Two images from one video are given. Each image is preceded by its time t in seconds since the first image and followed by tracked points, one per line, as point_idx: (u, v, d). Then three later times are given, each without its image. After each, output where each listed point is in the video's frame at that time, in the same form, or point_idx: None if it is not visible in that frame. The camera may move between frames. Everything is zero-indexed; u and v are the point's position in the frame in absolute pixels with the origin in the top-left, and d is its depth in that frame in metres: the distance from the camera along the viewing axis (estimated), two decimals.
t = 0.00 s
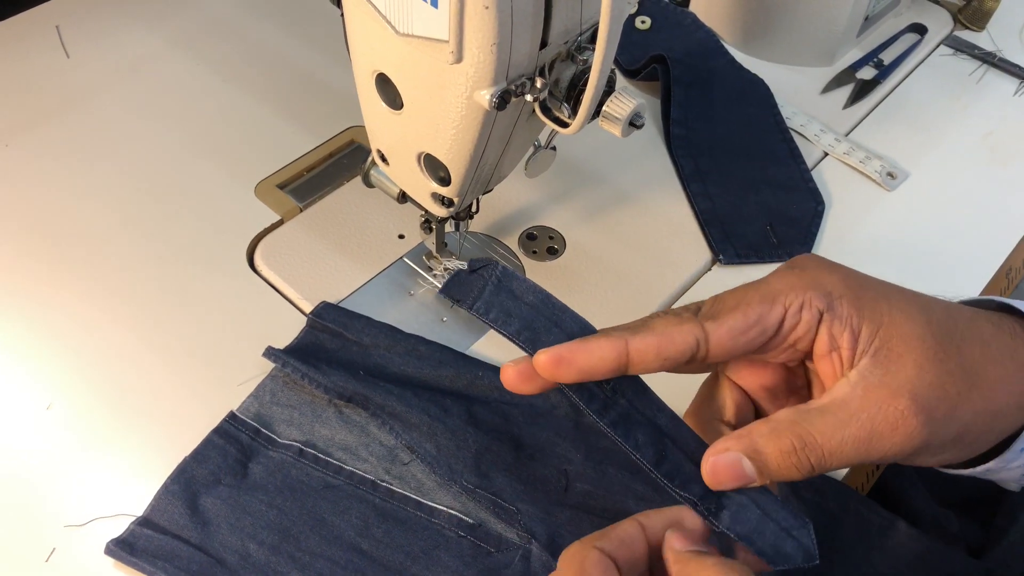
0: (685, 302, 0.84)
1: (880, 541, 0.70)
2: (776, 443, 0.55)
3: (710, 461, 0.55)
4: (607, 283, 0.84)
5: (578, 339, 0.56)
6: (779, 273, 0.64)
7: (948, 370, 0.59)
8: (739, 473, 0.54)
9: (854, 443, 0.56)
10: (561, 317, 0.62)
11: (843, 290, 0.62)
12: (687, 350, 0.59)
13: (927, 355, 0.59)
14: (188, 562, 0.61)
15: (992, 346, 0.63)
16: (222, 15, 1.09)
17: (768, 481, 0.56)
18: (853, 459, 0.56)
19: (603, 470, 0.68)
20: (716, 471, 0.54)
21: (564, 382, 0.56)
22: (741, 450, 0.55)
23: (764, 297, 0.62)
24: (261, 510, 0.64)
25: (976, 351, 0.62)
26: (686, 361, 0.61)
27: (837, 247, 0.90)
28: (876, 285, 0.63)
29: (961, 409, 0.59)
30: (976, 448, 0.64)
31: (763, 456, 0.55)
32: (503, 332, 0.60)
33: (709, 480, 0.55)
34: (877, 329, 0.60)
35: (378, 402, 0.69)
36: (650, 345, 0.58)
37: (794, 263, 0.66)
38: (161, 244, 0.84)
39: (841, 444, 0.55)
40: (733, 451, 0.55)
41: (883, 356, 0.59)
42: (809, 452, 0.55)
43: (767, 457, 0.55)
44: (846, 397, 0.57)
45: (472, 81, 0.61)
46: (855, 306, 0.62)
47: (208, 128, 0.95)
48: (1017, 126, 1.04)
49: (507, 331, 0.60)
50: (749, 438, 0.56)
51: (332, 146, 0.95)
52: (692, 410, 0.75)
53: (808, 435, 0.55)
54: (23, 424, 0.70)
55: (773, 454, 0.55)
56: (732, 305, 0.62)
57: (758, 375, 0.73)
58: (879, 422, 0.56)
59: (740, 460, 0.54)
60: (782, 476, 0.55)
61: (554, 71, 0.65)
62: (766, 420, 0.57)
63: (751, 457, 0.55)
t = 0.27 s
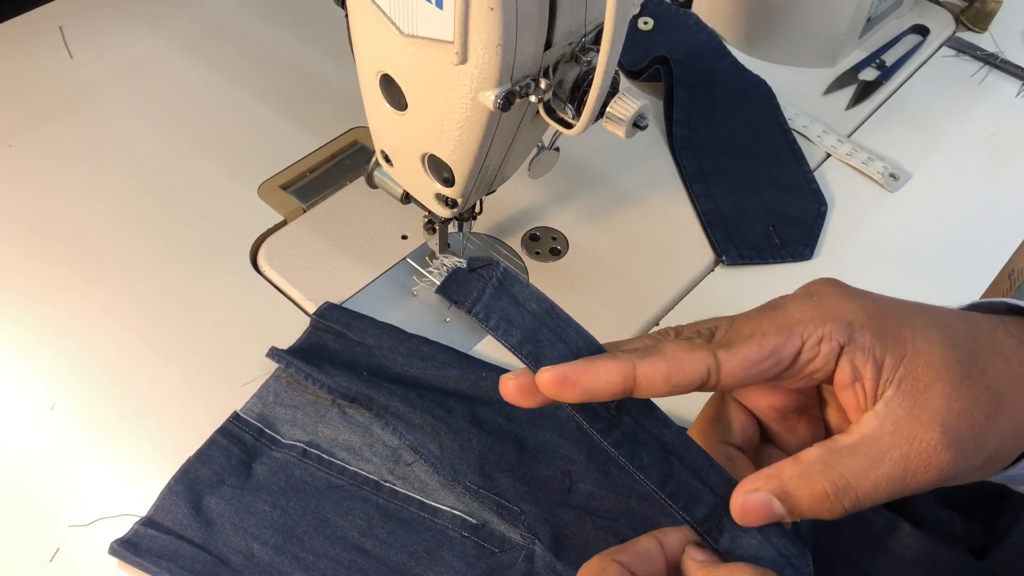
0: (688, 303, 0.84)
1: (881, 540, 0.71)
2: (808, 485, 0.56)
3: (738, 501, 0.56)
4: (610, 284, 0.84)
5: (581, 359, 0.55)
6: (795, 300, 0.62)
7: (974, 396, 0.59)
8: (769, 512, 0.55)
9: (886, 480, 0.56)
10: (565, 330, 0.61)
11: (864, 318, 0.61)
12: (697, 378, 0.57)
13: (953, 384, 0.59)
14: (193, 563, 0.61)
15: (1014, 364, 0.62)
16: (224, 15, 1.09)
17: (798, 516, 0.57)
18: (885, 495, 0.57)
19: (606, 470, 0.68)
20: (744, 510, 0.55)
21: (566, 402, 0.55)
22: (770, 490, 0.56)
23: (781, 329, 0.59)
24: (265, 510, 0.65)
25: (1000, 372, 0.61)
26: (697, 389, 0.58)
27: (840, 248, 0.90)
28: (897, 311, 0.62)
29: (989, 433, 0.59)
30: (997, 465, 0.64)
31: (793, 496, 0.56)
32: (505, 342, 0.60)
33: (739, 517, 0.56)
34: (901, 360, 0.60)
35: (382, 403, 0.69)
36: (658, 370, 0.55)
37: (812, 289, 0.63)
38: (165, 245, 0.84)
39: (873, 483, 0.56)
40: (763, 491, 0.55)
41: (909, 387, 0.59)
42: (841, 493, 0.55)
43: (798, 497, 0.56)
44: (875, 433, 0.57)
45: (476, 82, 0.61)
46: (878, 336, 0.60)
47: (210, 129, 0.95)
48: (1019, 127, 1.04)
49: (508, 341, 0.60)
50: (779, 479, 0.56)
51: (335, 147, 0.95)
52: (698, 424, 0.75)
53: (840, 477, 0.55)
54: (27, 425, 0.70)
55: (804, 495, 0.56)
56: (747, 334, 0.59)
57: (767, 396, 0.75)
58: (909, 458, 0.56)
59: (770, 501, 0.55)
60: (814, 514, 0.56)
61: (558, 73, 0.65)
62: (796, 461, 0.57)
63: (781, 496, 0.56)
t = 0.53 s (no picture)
0: (689, 303, 0.84)
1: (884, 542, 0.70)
2: (825, 493, 0.55)
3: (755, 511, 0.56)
4: (611, 285, 0.85)
5: (579, 354, 0.57)
6: (793, 303, 0.63)
7: (983, 392, 0.59)
8: (785, 521, 0.56)
9: (906, 485, 0.55)
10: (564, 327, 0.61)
11: (864, 321, 0.62)
12: (694, 376, 0.58)
13: (961, 382, 0.59)
14: (193, 563, 0.61)
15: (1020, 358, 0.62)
16: (225, 16, 1.09)
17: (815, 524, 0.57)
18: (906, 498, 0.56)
19: (607, 471, 0.67)
20: (762, 520, 0.56)
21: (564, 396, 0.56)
22: (789, 501, 0.56)
23: (780, 330, 0.60)
24: (266, 510, 0.65)
25: (1005, 367, 0.61)
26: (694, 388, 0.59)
27: (841, 248, 0.90)
28: (896, 312, 0.63)
29: (1004, 430, 0.59)
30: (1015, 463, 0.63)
31: (811, 505, 0.56)
32: (503, 338, 0.61)
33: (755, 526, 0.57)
34: (904, 360, 0.60)
35: (383, 403, 0.69)
36: (655, 366, 0.56)
37: (809, 293, 0.64)
38: (165, 245, 0.84)
39: (892, 488, 0.55)
40: (782, 502, 0.56)
41: (917, 387, 0.58)
42: (861, 500, 0.55)
43: (815, 505, 0.56)
44: (890, 437, 0.57)
45: (477, 83, 0.61)
46: (878, 337, 0.61)
47: (211, 129, 0.95)
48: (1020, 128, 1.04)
49: (505, 337, 0.61)
50: (796, 488, 0.56)
51: (335, 147, 0.95)
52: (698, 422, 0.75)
53: (859, 484, 0.55)
54: (27, 426, 0.70)
55: (821, 503, 0.56)
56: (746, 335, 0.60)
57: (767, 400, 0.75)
58: (927, 460, 0.56)
59: (791, 512, 0.56)
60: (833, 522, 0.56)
61: (559, 73, 0.65)
62: (811, 470, 0.57)
63: (797, 505, 0.56)
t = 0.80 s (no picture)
0: (688, 304, 0.84)
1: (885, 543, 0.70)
2: (832, 504, 0.55)
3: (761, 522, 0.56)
4: (610, 285, 0.84)
5: (578, 357, 0.55)
6: (794, 308, 0.62)
7: (986, 397, 0.59)
8: (793, 532, 0.55)
9: (910, 492, 0.56)
10: (563, 332, 0.61)
11: (866, 326, 0.61)
12: (694, 380, 0.56)
13: (963, 387, 0.59)
14: (191, 564, 0.61)
15: (1022, 360, 0.62)
16: (224, 16, 1.09)
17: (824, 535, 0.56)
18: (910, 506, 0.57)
19: (606, 472, 0.66)
20: (768, 530, 0.56)
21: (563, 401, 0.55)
22: (793, 511, 0.56)
23: (781, 335, 0.60)
24: (264, 511, 0.64)
25: (1007, 370, 0.61)
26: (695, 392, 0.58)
27: (840, 248, 0.90)
28: (899, 317, 0.62)
29: (1008, 434, 0.59)
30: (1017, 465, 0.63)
31: (817, 514, 0.56)
32: (503, 343, 0.60)
33: (763, 538, 0.56)
34: (906, 366, 0.60)
35: (381, 404, 0.69)
36: (655, 369, 0.55)
37: (811, 298, 0.64)
38: (164, 245, 0.84)
39: (896, 496, 0.55)
40: (786, 512, 0.56)
41: (920, 394, 0.58)
42: (866, 509, 0.55)
43: (820, 513, 0.56)
44: (894, 444, 0.57)
45: (475, 82, 0.61)
46: (881, 343, 0.60)
47: (210, 129, 0.95)
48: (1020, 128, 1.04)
49: (505, 342, 0.60)
50: (802, 498, 0.56)
51: (334, 147, 0.95)
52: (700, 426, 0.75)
53: (863, 493, 0.55)
54: (25, 427, 0.70)
55: (826, 512, 0.56)
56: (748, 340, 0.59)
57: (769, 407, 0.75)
58: (931, 467, 0.56)
59: (795, 522, 0.55)
60: (838, 530, 0.56)
61: (557, 73, 0.64)
62: (817, 479, 0.57)
63: (803, 515, 0.56)
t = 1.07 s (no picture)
0: (684, 301, 0.84)
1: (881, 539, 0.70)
2: (824, 511, 0.56)
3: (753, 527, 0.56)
4: (606, 282, 0.84)
5: (569, 359, 0.56)
6: (787, 313, 0.61)
7: (979, 403, 0.58)
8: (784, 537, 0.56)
9: (902, 499, 0.55)
10: (553, 332, 0.61)
11: (859, 331, 0.60)
12: (685, 384, 0.56)
13: (957, 394, 0.58)
14: (184, 562, 0.61)
15: (1015, 365, 0.62)
16: (219, 13, 1.08)
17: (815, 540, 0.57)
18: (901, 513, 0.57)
19: (602, 469, 0.66)
20: (759, 534, 0.57)
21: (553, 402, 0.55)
22: (785, 517, 0.56)
23: (774, 341, 0.59)
24: (257, 509, 0.64)
25: (1000, 375, 0.61)
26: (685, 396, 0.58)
27: (837, 245, 0.90)
28: (893, 322, 0.62)
29: (1000, 440, 0.59)
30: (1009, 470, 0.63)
31: (809, 520, 0.56)
32: (493, 342, 0.60)
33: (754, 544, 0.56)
34: (900, 372, 0.59)
35: (376, 401, 0.69)
36: (647, 374, 0.55)
37: (804, 303, 0.63)
38: (159, 243, 0.83)
39: (889, 503, 0.55)
40: (778, 518, 0.56)
41: (914, 400, 0.58)
42: (858, 516, 0.55)
43: (812, 520, 0.56)
44: (888, 451, 0.56)
45: (469, 78, 0.60)
46: (875, 349, 0.60)
47: (204, 126, 0.95)
48: (1016, 125, 1.04)
49: (495, 341, 0.60)
50: (795, 504, 0.56)
51: (329, 145, 0.95)
52: (692, 429, 0.75)
53: (856, 500, 0.55)
54: (19, 424, 0.70)
55: (818, 519, 0.56)
56: (739, 346, 0.59)
57: (761, 411, 0.74)
58: (924, 474, 0.56)
59: (786, 529, 0.56)
60: (830, 536, 0.56)
61: (552, 68, 0.64)
62: (810, 486, 0.56)
63: (795, 521, 0.56)
